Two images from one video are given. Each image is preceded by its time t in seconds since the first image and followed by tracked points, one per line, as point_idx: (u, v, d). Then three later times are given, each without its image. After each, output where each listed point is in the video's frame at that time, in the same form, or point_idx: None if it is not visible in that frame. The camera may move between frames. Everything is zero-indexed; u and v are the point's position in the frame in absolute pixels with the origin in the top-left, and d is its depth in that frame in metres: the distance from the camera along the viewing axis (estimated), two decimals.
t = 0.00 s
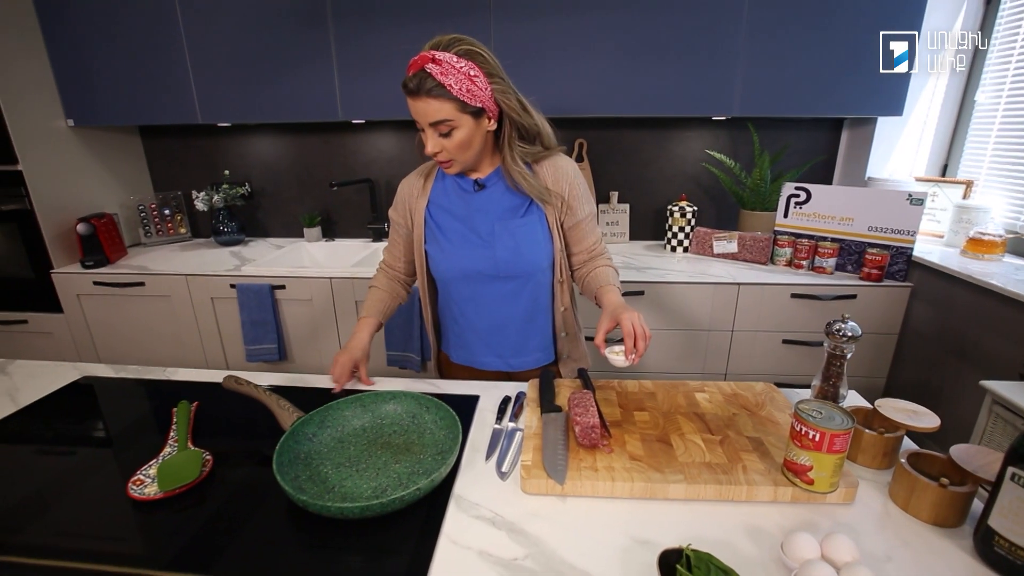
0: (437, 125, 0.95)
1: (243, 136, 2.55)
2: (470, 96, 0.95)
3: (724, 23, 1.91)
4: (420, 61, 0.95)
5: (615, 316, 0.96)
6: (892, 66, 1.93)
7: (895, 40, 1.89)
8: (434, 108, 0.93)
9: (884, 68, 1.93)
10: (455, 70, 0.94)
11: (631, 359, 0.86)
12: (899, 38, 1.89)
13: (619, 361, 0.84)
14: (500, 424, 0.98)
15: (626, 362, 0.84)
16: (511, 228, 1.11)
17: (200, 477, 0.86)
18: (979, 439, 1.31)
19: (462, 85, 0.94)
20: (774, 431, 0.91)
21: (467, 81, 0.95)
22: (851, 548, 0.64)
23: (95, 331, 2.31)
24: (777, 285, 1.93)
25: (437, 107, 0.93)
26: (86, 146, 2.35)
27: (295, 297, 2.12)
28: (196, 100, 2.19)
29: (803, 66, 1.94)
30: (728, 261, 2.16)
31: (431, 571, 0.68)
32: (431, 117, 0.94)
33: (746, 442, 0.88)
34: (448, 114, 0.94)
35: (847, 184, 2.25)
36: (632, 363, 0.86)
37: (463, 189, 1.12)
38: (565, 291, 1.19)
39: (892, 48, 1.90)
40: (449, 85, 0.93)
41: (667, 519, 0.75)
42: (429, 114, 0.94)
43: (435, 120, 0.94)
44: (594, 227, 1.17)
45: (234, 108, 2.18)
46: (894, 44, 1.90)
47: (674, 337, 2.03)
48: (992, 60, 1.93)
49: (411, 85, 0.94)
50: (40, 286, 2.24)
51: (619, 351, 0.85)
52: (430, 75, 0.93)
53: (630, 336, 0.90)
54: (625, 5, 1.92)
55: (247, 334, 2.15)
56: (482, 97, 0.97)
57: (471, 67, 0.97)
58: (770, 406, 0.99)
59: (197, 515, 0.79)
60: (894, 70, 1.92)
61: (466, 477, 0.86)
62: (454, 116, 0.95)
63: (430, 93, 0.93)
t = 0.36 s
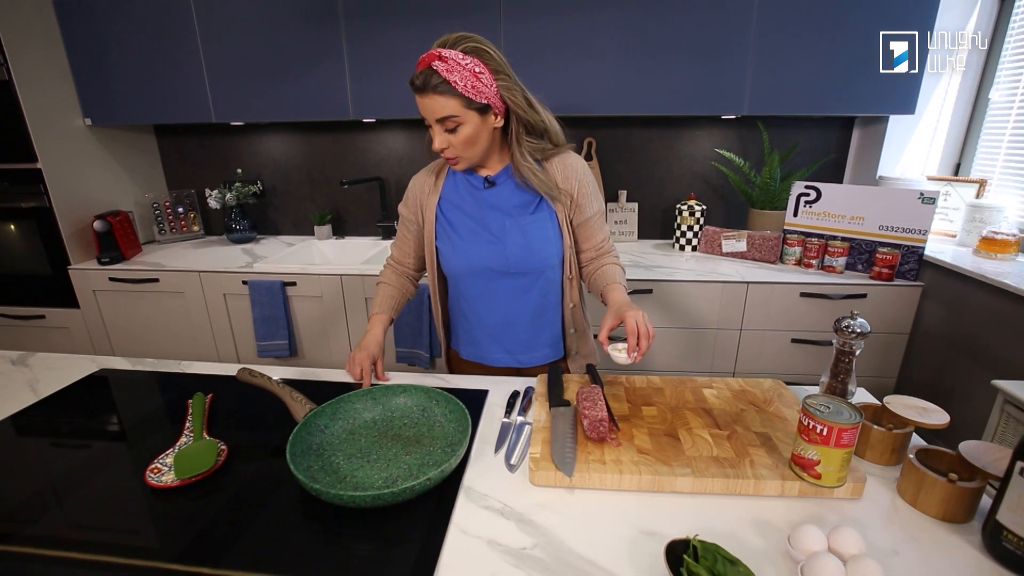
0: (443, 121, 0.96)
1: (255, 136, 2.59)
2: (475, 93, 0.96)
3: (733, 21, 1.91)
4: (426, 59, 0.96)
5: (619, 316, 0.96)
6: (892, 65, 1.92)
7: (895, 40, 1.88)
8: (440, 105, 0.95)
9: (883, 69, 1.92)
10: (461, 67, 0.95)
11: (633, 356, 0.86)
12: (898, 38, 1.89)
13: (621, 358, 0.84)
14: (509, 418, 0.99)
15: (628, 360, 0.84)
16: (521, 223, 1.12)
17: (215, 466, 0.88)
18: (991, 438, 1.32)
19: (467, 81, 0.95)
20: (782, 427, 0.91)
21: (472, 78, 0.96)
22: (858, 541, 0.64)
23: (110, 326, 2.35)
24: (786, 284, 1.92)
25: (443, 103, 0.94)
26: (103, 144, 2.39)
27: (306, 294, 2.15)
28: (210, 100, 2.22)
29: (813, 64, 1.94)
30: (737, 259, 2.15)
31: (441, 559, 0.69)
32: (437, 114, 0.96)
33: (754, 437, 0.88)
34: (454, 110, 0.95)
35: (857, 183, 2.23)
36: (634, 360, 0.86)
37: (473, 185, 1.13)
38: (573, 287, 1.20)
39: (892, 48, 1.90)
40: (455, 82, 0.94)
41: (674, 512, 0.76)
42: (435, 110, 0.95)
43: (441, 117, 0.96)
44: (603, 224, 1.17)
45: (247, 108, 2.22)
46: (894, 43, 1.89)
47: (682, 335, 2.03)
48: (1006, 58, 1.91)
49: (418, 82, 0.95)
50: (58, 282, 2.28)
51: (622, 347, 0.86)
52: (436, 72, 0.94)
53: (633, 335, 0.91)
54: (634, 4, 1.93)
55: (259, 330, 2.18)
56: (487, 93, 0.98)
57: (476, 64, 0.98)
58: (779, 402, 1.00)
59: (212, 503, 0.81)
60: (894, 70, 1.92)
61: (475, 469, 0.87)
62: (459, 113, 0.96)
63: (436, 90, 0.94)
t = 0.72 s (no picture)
0: (444, 114, 0.96)
1: (255, 134, 2.59)
2: (476, 85, 0.96)
3: (733, 20, 1.91)
4: (428, 52, 0.96)
5: (613, 313, 0.96)
6: (892, 65, 1.92)
7: (895, 40, 1.89)
8: (442, 98, 0.95)
9: (884, 69, 1.93)
10: (462, 60, 0.95)
11: (627, 355, 0.85)
12: (899, 38, 1.89)
13: (616, 356, 0.84)
14: (508, 415, 0.99)
15: (623, 358, 0.84)
16: (520, 220, 1.12)
17: (215, 462, 0.89)
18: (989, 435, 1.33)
19: (469, 74, 0.95)
20: (780, 423, 0.92)
21: (473, 71, 0.96)
22: (856, 536, 0.64)
23: (109, 324, 2.35)
24: (785, 282, 1.92)
25: (444, 95, 0.94)
26: (103, 142, 2.39)
27: (306, 292, 2.15)
28: (210, 98, 2.22)
29: (813, 63, 1.94)
30: (736, 258, 2.16)
31: (440, 554, 0.70)
32: (438, 107, 0.96)
33: (752, 434, 0.89)
34: (455, 102, 0.95)
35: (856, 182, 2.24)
36: (629, 359, 0.86)
37: (473, 181, 1.13)
38: (572, 285, 1.20)
39: (892, 48, 1.90)
40: (456, 74, 0.94)
41: (672, 507, 0.76)
42: (436, 102, 0.95)
43: (442, 109, 0.96)
44: (601, 223, 1.16)
45: (247, 106, 2.22)
46: (895, 44, 1.90)
47: (681, 334, 2.04)
48: (1005, 57, 1.91)
49: (420, 75, 0.95)
50: (58, 280, 2.28)
51: (616, 346, 0.85)
52: (438, 64, 0.94)
53: (628, 334, 0.90)
54: (634, 3, 1.93)
55: (258, 328, 2.18)
56: (488, 86, 0.98)
57: (478, 57, 0.98)
58: (777, 399, 1.00)
59: (211, 499, 0.82)
60: (894, 70, 1.92)
61: (474, 465, 0.87)
62: (461, 105, 0.96)
63: (437, 82, 0.94)
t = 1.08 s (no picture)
0: (455, 107, 0.96)
1: (257, 135, 2.59)
2: (489, 80, 0.97)
3: (736, 22, 1.92)
4: (442, 46, 0.97)
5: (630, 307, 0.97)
6: (892, 65, 1.93)
7: (895, 40, 1.89)
8: (454, 90, 0.95)
9: (884, 68, 1.94)
10: (475, 55, 0.96)
11: (641, 350, 0.87)
12: (899, 38, 1.90)
13: (628, 351, 0.85)
14: (516, 416, 1.00)
15: (636, 353, 0.85)
16: (530, 221, 1.12)
17: (225, 464, 0.89)
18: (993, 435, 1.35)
19: (481, 69, 0.96)
20: (788, 425, 0.92)
21: (486, 65, 0.97)
22: (866, 536, 0.65)
23: (111, 325, 2.34)
24: (788, 284, 1.93)
25: (457, 89, 0.95)
26: (105, 142, 2.39)
27: (309, 293, 2.15)
28: (213, 98, 2.22)
29: (815, 65, 1.95)
30: (739, 259, 2.17)
31: (452, 555, 0.70)
32: (450, 100, 0.96)
33: (760, 435, 0.89)
34: (467, 96, 0.96)
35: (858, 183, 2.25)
36: (642, 354, 0.87)
37: (483, 182, 1.14)
38: (580, 286, 1.21)
39: (892, 48, 1.91)
40: (469, 68, 0.95)
41: (683, 508, 0.77)
42: (448, 96, 0.96)
43: (454, 102, 0.96)
44: (609, 225, 1.18)
45: (250, 106, 2.22)
46: (894, 43, 1.91)
47: (684, 335, 2.04)
48: (1006, 60, 1.92)
49: (433, 68, 0.96)
50: (60, 281, 2.28)
51: (630, 341, 0.87)
52: (451, 58, 0.95)
53: (641, 328, 0.91)
54: (638, 4, 1.94)
55: (261, 329, 2.18)
56: (500, 82, 0.98)
57: (491, 53, 0.98)
58: (784, 400, 1.00)
59: (223, 500, 0.82)
60: (894, 70, 1.93)
61: (484, 466, 0.88)
62: (472, 99, 0.96)
63: (450, 75, 0.95)
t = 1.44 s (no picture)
0: (471, 108, 0.97)
1: (262, 135, 2.59)
2: (507, 83, 0.98)
3: (742, 24, 1.93)
4: (460, 47, 0.98)
5: (650, 305, 0.99)
6: (892, 65, 1.94)
7: (895, 40, 1.91)
8: (471, 92, 0.96)
9: (884, 68, 1.95)
10: (493, 56, 0.97)
11: (660, 347, 0.90)
12: (899, 38, 1.91)
13: (648, 349, 0.89)
14: (530, 415, 1.01)
15: (655, 351, 0.90)
16: (544, 222, 1.13)
17: (243, 463, 0.89)
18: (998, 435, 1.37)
19: (499, 71, 0.97)
20: (800, 424, 0.93)
21: (503, 68, 0.97)
22: (884, 533, 0.66)
23: (117, 325, 2.35)
24: (793, 284, 1.94)
25: (474, 90, 0.96)
26: (110, 142, 2.39)
27: (315, 293, 2.16)
28: (220, 99, 2.23)
29: (820, 67, 1.96)
30: (743, 260, 2.18)
31: (474, 554, 0.71)
32: (466, 101, 0.97)
33: (774, 434, 0.90)
34: (484, 98, 0.96)
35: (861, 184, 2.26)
36: (662, 351, 0.91)
37: (497, 185, 1.15)
38: (592, 286, 1.23)
39: (892, 48, 1.92)
40: (486, 69, 0.96)
41: (700, 506, 0.78)
42: (465, 97, 0.97)
43: (470, 104, 0.97)
44: (621, 226, 1.20)
45: (256, 106, 2.22)
46: (894, 44, 1.92)
47: (690, 335, 2.05)
48: (1010, 61, 1.94)
49: (450, 69, 0.97)
50: (66, 281, 2.28)
51: (648, 339, 0.91)
52: (469, 59, 0.96)
53: (660, 326, 0.94)
54: (644, 5, 1.95)
55: (267, 329, 2.18)
56: (517, 83, 0.99)
57: (508, 54, 0.99)
58: (795, 399, 1.01)
59: (242, 499, 0.82)
60: (894, 70, 1.95)
61: (501, 465, 0.88)
62: (489, 101, 0.97)
63: (468, 76, 0.95)
